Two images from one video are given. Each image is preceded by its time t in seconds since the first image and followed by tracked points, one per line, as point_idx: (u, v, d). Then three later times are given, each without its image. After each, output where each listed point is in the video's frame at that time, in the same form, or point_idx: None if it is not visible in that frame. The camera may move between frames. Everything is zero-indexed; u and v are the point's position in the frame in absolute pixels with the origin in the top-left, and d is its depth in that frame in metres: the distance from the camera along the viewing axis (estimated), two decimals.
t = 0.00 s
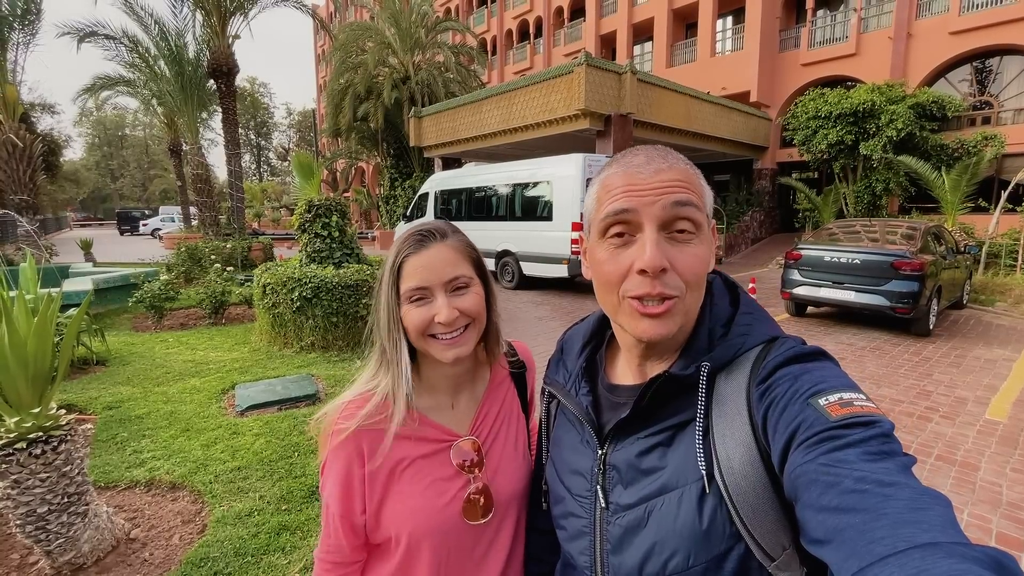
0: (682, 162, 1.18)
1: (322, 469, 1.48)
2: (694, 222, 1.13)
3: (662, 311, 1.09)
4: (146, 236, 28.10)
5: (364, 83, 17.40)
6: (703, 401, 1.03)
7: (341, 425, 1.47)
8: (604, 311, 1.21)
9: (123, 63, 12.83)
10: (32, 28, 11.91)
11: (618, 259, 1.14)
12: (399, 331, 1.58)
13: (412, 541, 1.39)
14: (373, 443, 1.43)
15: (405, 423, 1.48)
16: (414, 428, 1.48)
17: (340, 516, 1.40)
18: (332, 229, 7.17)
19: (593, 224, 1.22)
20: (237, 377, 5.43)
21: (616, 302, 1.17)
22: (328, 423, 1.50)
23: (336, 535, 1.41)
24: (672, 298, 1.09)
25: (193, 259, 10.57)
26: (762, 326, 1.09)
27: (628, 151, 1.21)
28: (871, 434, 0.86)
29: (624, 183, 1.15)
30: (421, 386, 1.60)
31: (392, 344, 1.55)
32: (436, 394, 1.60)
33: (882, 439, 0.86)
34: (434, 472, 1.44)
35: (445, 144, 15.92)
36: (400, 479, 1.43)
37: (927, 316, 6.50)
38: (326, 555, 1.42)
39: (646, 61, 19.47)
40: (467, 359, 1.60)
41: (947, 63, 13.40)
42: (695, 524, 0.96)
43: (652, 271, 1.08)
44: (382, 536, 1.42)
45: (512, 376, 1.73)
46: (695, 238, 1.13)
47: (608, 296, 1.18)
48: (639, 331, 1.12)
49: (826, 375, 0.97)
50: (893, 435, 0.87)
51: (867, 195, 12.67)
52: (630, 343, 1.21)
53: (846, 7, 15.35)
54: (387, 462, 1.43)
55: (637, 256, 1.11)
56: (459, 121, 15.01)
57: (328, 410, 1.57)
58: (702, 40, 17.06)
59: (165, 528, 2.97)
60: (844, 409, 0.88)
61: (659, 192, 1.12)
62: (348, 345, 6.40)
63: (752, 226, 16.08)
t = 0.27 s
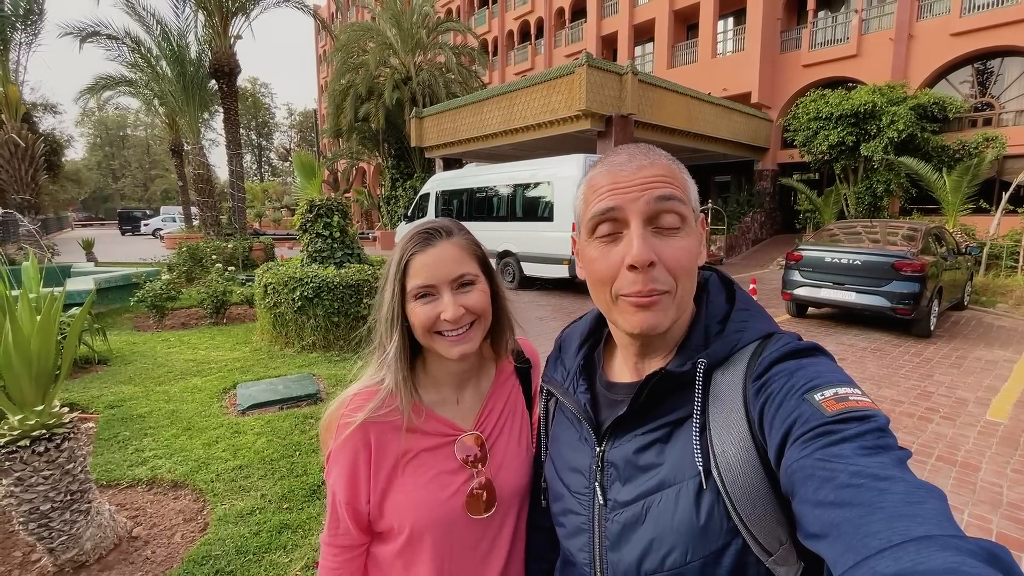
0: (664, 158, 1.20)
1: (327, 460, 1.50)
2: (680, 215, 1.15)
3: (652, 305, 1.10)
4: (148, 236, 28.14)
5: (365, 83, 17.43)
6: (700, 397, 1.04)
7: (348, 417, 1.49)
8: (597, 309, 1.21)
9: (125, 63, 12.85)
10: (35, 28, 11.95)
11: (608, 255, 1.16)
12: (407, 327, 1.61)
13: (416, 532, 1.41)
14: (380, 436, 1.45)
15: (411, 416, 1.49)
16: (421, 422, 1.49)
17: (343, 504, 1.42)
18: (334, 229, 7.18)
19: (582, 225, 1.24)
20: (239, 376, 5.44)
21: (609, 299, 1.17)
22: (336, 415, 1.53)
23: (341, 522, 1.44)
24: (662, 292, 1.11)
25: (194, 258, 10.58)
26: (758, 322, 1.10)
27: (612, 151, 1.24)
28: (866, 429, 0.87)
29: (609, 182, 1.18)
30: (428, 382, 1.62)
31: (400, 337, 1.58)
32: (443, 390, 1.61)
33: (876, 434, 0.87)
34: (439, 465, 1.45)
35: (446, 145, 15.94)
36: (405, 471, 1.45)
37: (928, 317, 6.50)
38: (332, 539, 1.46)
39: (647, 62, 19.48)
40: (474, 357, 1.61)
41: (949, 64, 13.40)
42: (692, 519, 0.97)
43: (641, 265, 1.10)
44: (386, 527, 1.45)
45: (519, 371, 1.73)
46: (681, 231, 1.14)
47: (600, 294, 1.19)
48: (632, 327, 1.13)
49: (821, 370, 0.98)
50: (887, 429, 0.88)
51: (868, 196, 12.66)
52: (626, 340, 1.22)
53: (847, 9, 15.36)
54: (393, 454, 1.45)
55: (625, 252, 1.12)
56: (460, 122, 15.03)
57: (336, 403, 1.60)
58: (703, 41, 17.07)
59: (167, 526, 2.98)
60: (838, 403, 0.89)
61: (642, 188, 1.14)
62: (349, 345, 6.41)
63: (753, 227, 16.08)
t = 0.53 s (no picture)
0: (658, 153, 1.21)
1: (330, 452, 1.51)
2: (676, 208, 1.16)
3: (652, 297, 1.10)
4: (148, 236, 28.16)
5: (367, 84, 17.45)
6: (702, 394, 1.04)
7: (352, 412, 1.50)
8: (598, 304, 1.21)
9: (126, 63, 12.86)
10: (37, 29, 11.98)
11: (606, 249, 1.16)
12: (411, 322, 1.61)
13: (419, 527, 1.42)
14: (385, 431, 1.46)
15: (416, 412, 1.50)
16: (426, 417, 1.50)
17: (344, 494, 1.44)
18: (335, 229, 7.19)
19: (579, 223, 1.24)
20: (240, 376, 5.45)
21: (607, 293, 1.18)
22: (340, 409, 1.54)
23: (338, 509, 1.45)
24: (661, 283, 1.11)
25: (195, 258, 10.58)
26: (759, 319, 1.10)
27: (606, 149, 1.25)
28: (868, 425, 0.87)
29: (605, 179, 1.19)
30: (433, 378, 1.62)
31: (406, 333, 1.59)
32: (448, 386, 1.61)
33: (878, 430, 0.87)
34: (444, 460, 1.46)
35: (447, 145, 15.96)
36: (409, 466, 1.46)
37: (929, 318, 6.50)
38: (328, 520, 1.48)
39: (648, 63, 19.49)
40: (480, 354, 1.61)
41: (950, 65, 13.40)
42: (694, 516, 0.97)
43: (641, 256, 1.10)
44: (389, 520, 1.46)
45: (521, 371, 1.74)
46: (678, 223, 1.15)
47: (600, 289, 1.19)
48: (634, 319, 1.12)
49: (823, 366, 0.98)
50: (889, 425, 0.88)
51: (869, 198, 12.66)
52: (627, 336, 1.22)
53: (848, 10, 15.37)
54: (397, 449, 1.46)
55: (624, 245, 1.12)
56: (461, 122, 15.04)
57: (340, 399, 1.61)
58: (704, 43, 17.08)
59: (169, 524, 2.99)
60: (841, 400, 0.89)
61: (638, 182, 1.15)
62: (350, 345, 6.41)
63: (753, 228, 16.08)
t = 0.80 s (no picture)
0: (656, 154, 1.21)
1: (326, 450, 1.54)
2: (674, 210, 1.16)
3: (651, 296, 1.10)
4: (149, 236, 28.16)
5: (367, 85, 17.46)
6: (702, 397, 1.04)
7: (349, 413, 1.52)
8: (598, 304, 1.21)
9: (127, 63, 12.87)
10: (38, 29, 12.00)
11: (606, 250, 1.16)
12: (408, 328, 1.62)
13: (416, 528, 1.43)
14: (381, 434, 1.48)
15: (413, 415, 1.51)
16: (423, 421, 1.50)
17: (337, 487, 1.48)
18: (336, 229, 7.19)
19: (579, 225, 1.24)
20: (240, 376, 5.45)
21: (608, 293, 1.17)
22: (335, 408, 1.56)
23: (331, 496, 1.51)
24: (660, 283, 1.11)
25: (196, 258, 10.59)
26: (760, 322, 1.10)
27: (604, 151, 1.25)
28: (870, 428, 0.87)
29: (604, 181, 1.19)
30: (432, 381, 1.63)
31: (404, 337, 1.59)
32: (446, 389, 1.62)
33: (880, 433, 0.87)
34: (442, 463, 1.46)
35: (448, 146, 15.97)
36: (406, 467, 1.48)
37: (929, 320, 6.50)
38: (320, 508, 1.54)
39: (648, 64, 19.50)
40: (478, 357, 1.61)
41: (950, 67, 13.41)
42: (695, 519, 0.97)
43: (641, 256, 1.10)
44: (387, 518, 1.48)
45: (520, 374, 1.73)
46: (676, 224, 1.15)
47: (600, 289, 1.19)
48: (634, 319, 1.12)
49: (825, 369, 0.99)
50: (891, 429, 0.88)
51: (869, 199, 12.66)
52: (627, 336, 1.23)
53: (848, 11, 15.38)
54: (394, 450, 1.47)
55: (622, 245, 1.13)
56: (462, 123, 15.05)
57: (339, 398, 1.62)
58: (704, 44, 17.09)
59: (170, 525, 2.99)
60: (842, 403, 0.89)
61: (637, 183, 1.15)
62: (350, 345, 6.42)
63: (754, 229, 16.09)
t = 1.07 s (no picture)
0: (657, 157, 1.21)
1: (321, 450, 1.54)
2: (674, 212, 1.16)
3: (654, 299, 1.10)
4: (149, 236, 28.16)
5: (368, 85, 17.48)
6: (704, 401, 1.04)
7: (349, 414, 1.52)
8: (601, 308, 1.20)
9: (128, 64, 12.87)
10: (39, 29, 12.00)
11: (609, 252, 1.16)
12: (411, 331, 1.62)
13: (415, 531, 1.43)
14: (380, 437, 1.48)
15: (414, 420, 1.50)
16: (423, 424, 1.50)
17: (335, 484, 1.48)
18: (336, 230, 7.20)
19: (581, 227, 1.24)
20: (240, 376, 5.45)
21: (611, 296, 1.17)
22: (335, 407, 1.56)
23: (329, 493, 1.51)
24: (663, 283, 1.10)
25: (196, 258, 10.60)
26: (761, 326, 1.10)
27: (605, 153, 1.25)
28: (872, 434, 0.87)
29: (605, 183, 1.19)
30: (433, 385, 1.62)
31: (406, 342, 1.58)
32: (448, 394, 1.62)
33: (883, 439, 0.87)
34: (442, 468, 1.46)
35: (448, 146, 15.97)
36: (406, 469, 1.47)
37: (929, 321, 6.50)
38: (314, 499, 1.53)
39: (649, 65, 19.52)
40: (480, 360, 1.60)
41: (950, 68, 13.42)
42: (696, 524, 0.96)
43: (644, 257, 1.10)
44: (385, 521, 1.48)
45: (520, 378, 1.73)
46: (678, 225, 1.15)
47: (603, 292, 1.18)
48: (636, 320, 1.12)
49: (828, 374, 0.98)
50: (894, 434, 0.88)
51: (870, 200, 12.66)
52: (631, 339, 1.22)
53: (848, 12, 15.39)
54: (394, 452, 1.48)
55: (625, 247, 1.12)
56: (462, 123, 15.05)
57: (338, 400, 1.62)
58: (704, 44, 17.09)
59: (169, 525, 2.99)
60: (845, 409, 0.89)
61: (638, 185, 1.15)
62: (350, 345, 6.42)
63: (754, 229, 16.09)
